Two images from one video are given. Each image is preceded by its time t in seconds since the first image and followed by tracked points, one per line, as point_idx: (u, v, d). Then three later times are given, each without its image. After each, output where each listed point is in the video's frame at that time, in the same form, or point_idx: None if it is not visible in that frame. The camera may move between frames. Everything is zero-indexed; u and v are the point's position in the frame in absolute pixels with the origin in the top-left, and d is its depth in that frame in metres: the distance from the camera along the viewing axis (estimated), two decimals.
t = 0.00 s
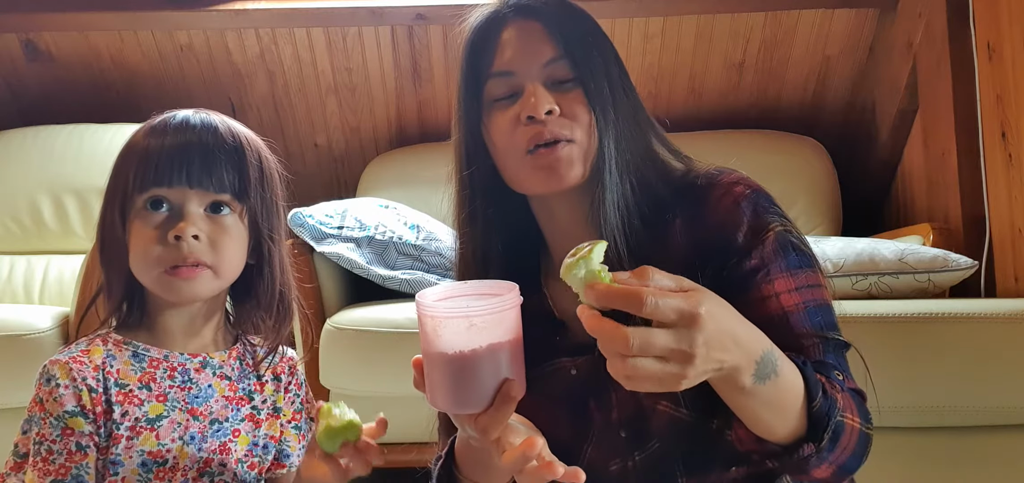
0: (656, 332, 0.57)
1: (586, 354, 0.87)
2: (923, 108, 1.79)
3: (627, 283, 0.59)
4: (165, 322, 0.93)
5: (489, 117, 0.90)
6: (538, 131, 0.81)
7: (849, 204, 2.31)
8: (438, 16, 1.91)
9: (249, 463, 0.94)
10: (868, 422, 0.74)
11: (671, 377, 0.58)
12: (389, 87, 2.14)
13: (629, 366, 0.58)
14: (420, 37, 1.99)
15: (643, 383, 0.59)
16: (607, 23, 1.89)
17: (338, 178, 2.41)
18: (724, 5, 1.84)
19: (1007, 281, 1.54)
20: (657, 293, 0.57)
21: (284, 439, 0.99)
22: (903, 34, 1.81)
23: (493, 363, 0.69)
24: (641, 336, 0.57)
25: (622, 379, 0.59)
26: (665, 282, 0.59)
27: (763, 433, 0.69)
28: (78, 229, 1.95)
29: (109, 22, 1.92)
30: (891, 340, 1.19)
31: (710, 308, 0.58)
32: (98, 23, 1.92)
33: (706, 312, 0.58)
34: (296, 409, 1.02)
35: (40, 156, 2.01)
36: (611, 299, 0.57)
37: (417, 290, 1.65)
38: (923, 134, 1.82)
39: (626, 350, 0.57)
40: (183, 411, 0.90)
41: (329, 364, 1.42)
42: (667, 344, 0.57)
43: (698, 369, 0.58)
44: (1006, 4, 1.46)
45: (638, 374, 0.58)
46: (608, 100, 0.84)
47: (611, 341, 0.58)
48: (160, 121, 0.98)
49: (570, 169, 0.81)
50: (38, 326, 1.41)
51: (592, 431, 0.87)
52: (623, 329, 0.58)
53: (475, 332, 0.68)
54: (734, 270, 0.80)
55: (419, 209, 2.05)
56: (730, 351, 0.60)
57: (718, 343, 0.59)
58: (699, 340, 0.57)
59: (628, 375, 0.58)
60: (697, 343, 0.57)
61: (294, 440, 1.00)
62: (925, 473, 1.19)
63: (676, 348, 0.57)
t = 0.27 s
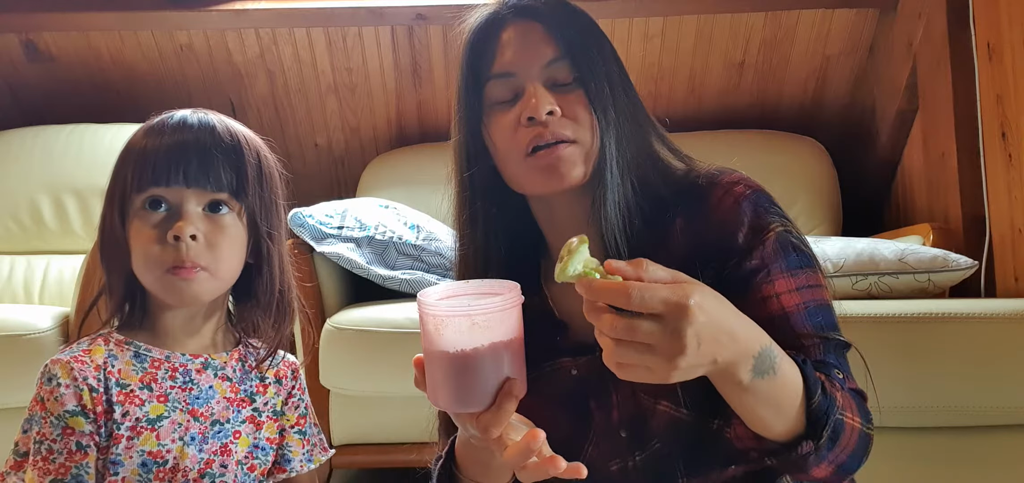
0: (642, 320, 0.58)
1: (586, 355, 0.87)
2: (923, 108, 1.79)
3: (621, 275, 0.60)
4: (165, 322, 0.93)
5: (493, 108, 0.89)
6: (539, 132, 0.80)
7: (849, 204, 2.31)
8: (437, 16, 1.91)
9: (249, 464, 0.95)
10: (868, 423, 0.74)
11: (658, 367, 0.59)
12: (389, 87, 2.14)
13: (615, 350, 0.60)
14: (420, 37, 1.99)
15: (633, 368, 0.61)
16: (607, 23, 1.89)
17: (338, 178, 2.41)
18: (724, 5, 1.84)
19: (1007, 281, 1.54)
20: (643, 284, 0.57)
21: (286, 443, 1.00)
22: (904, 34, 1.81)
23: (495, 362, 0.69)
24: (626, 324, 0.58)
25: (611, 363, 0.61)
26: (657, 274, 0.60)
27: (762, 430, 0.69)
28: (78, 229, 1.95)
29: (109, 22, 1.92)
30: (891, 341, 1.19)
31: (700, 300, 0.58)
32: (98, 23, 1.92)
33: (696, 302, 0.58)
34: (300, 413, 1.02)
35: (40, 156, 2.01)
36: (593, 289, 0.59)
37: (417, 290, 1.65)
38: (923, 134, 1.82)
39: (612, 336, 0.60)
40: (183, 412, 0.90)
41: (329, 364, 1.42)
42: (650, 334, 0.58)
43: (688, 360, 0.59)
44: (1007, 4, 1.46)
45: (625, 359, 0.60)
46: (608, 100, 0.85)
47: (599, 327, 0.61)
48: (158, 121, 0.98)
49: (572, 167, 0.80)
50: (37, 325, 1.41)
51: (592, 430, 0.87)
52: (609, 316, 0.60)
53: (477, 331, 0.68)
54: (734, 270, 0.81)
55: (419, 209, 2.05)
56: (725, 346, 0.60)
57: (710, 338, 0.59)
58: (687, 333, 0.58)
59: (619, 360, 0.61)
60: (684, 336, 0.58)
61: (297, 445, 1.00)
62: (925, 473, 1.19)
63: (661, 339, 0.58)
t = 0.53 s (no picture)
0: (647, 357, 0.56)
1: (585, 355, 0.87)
2: (923, 108, 1.79)
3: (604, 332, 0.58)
4: (170, 323, 0.94)
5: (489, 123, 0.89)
6: (537, 140, 0.80)
7: (849, 204, 2.31)
8: (437, 16, 1.91)
9: (252, 464, 0.95)
10: (868, 422, 0.74)
11: (684, 396, 0.57)
12: (389, 87, 2.14)
13: (641, 400, 0.57)
14: (420, 37, 1.99)
15: (665, 411, 0.58)
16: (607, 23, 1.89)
17: (338, 178, 2.41)
18: (724, 5, 1.84)
19: (1007, 281, 1.54)
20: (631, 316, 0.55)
21: (291, 444, 1.00)
22: (904, 34, 1.81)
23: (490, 352, 0.69)
24: (636, 367, 0.56)
25: (641, 413, 0.58)
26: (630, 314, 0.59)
27: (761, 439, 0.69)
28: (78, 229, 1.95)
29: (109, 23, 1.92)
30: (891, 341, 1.19)
31: (688, 316, 0.57)
32: (98, 23, 1.92)
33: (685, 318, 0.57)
34: (304, 413, 1.02)
35: (40, 156, 2.01)
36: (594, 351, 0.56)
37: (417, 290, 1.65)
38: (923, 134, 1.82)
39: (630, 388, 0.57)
40: (188, 412, 0.91)
41: (329, 364, 1.42)
42: (664, 364, 0.56)
43: (705, 380, 0.57)
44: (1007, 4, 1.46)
45: (654, 404, 0.57)
46: (607, 104, 0.84)
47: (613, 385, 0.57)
48: (164, 123, 0.98)
49: (567, 175, 0.80)
50: (38, 325, 1.41)
51: (592, 430, 0.87)
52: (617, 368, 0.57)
53: (472, 321, 0.69)
54: (734, 271, 0.80)
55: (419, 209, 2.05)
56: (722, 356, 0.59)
57: (713, 351, 0.58)
58: (695, 350, 0.56)
59: (645, 409, 0.58)
60: (694, 355, 0.56)
61: (302, 444, 1.00)
62: (925, 473, 1.19)
63: (674, 366, 0.56)
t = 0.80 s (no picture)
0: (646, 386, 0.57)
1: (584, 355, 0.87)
2: (923, 108, 1.79)
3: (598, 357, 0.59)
4: (174, 322, 0.94)
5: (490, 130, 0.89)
6: (537, 147, 0.80)
7: (849, 204, 2.31)
8: (437, 16, 1.91)
9: (255, 464, 0.94)
10: (868, 421, 0.74)
11: (683, 424, 0.58)
12: (389, 87, 2.14)
13: (640, 428, 0.58)
14: (420, 37, 1.99)
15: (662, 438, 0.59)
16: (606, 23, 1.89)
17: (338, 178, 2.41)
18: (724, 4, 1.84)
19: (1008, 281, 1.54)
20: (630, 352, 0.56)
21: (300, 442, 1.01)
22: (904, 34, 1.81)
23: (488, 344, 0.69)
24: (635, 397, 0.57)
25: (639, 442, 0.59)
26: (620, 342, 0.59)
27: (760, 446, 0.69)
28: (79, 230, 1.94)
29: (109, 23, 1.92)
30: (891, 341, 1.19)
31: (686, 341, 0.58)
32: (98, 23, 1.92)
33: (683, 344, 0.57)
34: (310, 411, 1.02)
35: (40, 156, 2.01)
36: (594, 386, 0.56)
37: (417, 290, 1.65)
38: (923, 134, 1.82)
39: (629, 418, 0.58)
40: (192, 411, 0.90)
41: (329, 364, 1.42)
42: (663, 395, 0.57)
43: (703, 403, 0.58)
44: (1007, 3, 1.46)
45: (652, 432, 0.59)
46: (607, 111, 0.84)
47: (612, 416, 0.58)
48: (170, 123, 0.98)
49: (567, 177, 0.81)
50: (38, 325, 1.41)
51: (591, 430, 0.87)
52: (617, 399, 0.58)
53: (470, 313, 0.70)
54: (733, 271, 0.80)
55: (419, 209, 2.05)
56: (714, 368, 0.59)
57: (710, 373, 0.59)
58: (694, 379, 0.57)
59: (643, 437, 0.59)
60: (693, 385, 0.57)
61: (310, 442, 1.01)
62: (924, 473, 1.19)
63: (674, 396, 0.57)
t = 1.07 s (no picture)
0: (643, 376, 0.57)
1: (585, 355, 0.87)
2: (923, 108, 1.79)
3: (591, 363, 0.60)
4: (185, 322, 0.94)
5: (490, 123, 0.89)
6: (536, 144, 0.81)
7: (849, 204, 2.31)
8: (437, 16, 1.91)
9: (262, 464, 0.94)
10: (868, 421, 0.74)
11: (681, 414, 0.58)
12: (389, 87, 2.14)
13: (639, 420, 0.58)
14: (420, 37, 1.99)
15: (663, 430, 0.59)
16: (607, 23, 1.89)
17: (338, 178, 2.41)
18: (724, 5, 1.84)
19: (1008, 280, 1.54)
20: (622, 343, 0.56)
21: (311, 443, 1.01)
22: (904, 34, 1.81)
23: (486, 343, 0.69)
24: (633, 386, 0.57)
25: (640, 434, 0.59)
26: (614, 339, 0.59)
27: (761, 445, 0.70)
28: (79, 230, 1.94)
29: (109, 22, 1.92)
30: (891, 340, 1.19)
31: (679, 332, 0.58)
32: (98, 23, 1.92)
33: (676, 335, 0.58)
34: (321, 412, 1.03)
35: (40, 156, 2.01)
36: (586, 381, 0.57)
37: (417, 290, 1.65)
38: (923, 134, 1.82)
39: (629, 410, 0.57)
40: (202, 410, 0.90)
41: (329, 364, 1.42)
42: (660, 384, 0.57)
43: (700, 393, 0.58)
44: (1007, 3, 1.46)
45: (651, 422, 0.58)
46: (605, 108, 0.84)
47: (613, 408, 0.58)
48: (187, 125, 0.98)
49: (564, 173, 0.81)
50: (38, 325, 1.41)
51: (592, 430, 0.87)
52: (614, 392, 0.57)
53: (468, 312, 0.70)
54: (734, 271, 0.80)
55: (419, 209, 2.05)
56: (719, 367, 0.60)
57: (709, 367, 0.59)
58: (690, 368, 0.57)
59: (645, 430, 0.58)
60: (689, 374, 0.57)
61: (321, 443, 1.01)
62: (924, 472, 1.19)
63: (671, 385, 0.57)
